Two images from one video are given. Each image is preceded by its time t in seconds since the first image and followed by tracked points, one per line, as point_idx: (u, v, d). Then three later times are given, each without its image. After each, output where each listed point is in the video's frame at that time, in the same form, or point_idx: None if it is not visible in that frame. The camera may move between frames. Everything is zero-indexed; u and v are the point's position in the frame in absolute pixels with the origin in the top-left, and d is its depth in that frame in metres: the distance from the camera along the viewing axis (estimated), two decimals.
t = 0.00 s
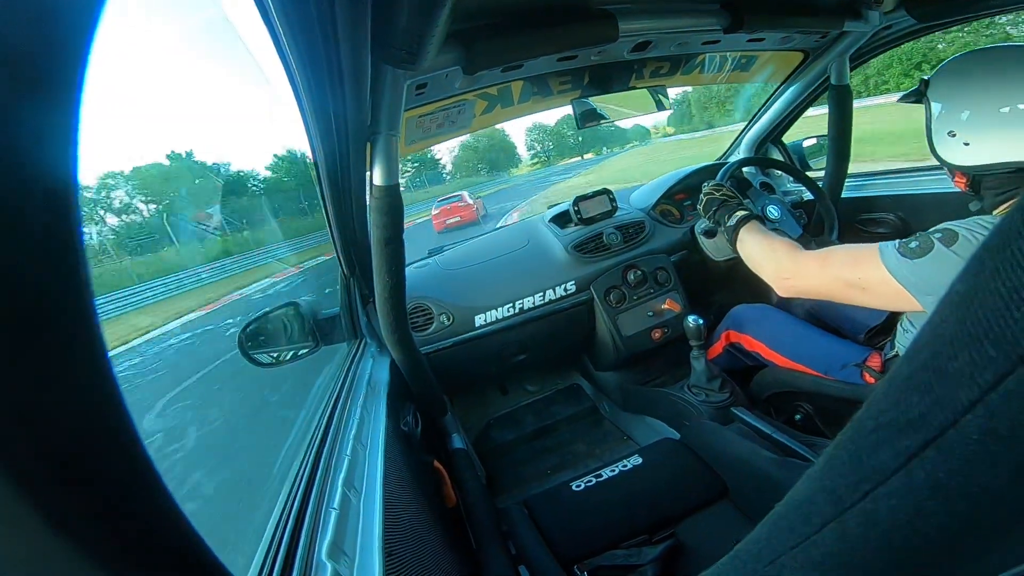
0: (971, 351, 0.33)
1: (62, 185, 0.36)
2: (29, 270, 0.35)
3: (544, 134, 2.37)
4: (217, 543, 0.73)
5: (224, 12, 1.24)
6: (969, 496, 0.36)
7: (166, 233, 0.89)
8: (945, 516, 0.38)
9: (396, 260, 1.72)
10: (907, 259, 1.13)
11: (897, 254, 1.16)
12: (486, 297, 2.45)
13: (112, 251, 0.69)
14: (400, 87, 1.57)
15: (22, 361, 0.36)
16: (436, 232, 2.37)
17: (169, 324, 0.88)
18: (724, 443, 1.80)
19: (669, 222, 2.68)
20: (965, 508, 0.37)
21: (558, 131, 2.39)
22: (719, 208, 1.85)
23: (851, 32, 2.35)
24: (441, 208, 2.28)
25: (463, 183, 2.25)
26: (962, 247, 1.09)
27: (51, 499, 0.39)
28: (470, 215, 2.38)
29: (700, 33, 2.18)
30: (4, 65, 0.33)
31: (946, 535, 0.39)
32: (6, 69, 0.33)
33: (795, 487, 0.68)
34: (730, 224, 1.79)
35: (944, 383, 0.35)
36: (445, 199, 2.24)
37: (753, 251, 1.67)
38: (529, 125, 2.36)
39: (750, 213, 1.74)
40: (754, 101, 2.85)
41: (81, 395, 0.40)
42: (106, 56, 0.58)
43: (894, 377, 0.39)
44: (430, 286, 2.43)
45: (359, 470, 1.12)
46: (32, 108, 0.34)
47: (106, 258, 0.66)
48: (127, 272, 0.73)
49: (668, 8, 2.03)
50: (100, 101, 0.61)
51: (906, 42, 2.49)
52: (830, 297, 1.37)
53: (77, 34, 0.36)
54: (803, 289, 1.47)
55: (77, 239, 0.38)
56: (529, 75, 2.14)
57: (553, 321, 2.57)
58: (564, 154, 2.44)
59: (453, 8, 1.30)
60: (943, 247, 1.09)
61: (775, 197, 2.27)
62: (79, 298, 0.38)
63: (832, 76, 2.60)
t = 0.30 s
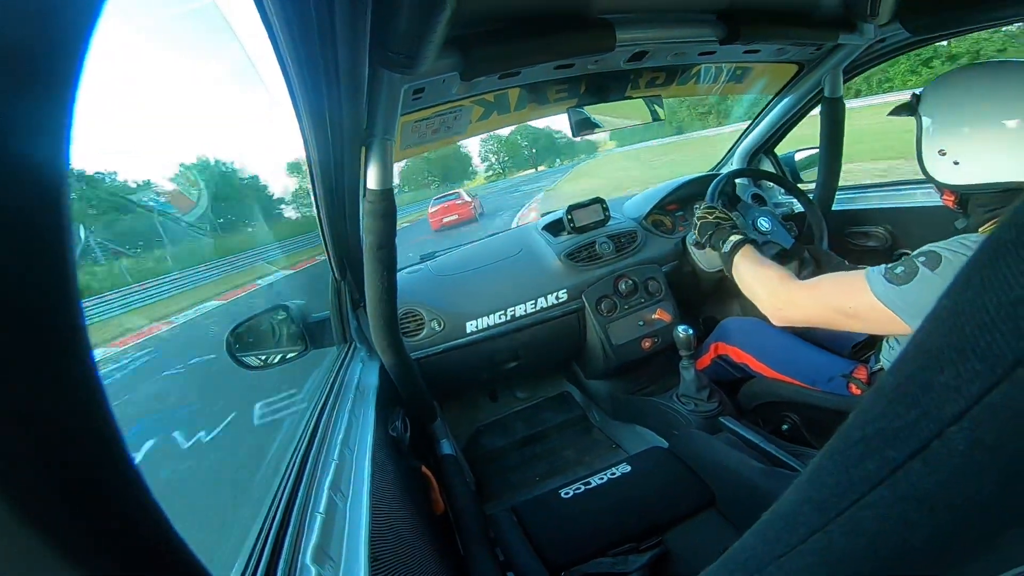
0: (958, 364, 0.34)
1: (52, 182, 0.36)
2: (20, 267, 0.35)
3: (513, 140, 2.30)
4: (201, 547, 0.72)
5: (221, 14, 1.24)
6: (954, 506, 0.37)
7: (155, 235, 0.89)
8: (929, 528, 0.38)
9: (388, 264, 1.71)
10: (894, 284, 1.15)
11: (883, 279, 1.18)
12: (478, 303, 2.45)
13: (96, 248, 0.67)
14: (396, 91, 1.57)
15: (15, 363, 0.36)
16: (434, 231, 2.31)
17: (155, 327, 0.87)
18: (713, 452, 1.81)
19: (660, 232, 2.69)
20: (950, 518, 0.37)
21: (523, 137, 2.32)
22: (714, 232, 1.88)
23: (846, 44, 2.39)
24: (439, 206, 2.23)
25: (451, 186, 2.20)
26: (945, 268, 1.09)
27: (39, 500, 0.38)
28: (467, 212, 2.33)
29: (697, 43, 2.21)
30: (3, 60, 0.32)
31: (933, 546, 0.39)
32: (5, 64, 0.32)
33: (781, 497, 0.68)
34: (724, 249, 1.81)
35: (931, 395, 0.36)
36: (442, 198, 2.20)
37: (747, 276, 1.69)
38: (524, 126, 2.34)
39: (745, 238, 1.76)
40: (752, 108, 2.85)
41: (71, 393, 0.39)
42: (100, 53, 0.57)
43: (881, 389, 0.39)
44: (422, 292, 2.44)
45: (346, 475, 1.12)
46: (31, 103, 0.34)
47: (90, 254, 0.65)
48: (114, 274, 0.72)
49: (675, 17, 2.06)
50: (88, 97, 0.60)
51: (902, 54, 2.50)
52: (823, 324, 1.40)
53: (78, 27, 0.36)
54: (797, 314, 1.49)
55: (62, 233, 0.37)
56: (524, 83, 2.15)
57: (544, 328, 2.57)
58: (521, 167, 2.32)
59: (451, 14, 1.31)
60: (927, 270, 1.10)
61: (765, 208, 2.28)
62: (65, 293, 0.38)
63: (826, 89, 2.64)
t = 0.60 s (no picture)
0: (951, 362, 0.34)
1: (48, 184, 0.36)
2: (19, 269, 0.35)
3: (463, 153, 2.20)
4: (196, 549, 0.72)
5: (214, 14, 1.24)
6: (948, 504, 0.37)
7: (151, 236, 0.88)
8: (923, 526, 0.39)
9: (383, 265, 1.71)
10: (887, 275, 1.15)
11: (877, 270, 1.18)
12: (474, 303, 2.45)
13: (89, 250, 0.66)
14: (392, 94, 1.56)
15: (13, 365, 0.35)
16: (428, 231, 2.29)
17: (150, 330, 0.87)
18: (708, 451, 1.81)
19: (655, 231, 2.69)
20: (945, 516, 0.37)
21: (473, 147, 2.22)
22: (704, 222, 1.90)
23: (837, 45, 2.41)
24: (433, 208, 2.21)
25: (446, 186, 2.17)
26: (939, 261, 1.10)
27: (33, 502, 0.38)
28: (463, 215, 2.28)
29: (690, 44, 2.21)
30: None
31: (928, 544, 0.39)
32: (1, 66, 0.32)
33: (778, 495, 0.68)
34: (715, 237, 1.83)
35: (925, 392, 0.36)
36: (436, 197, 2.17)
37: (740, 266, 1.69)
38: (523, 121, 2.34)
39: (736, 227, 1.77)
40: (746, 107, 2.87)
41: (63, 393, 0.39)
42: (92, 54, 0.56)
43: (874, 388, 0.39)
44: (417, 292, 2.43)
45: (342, 476, 1.11)
46: (26, 106, 0.34)
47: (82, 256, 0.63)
48: (108, 276, 0.72)
49: (670, 18, 2.08)
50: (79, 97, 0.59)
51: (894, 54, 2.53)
52: (813, 312, 1.39)
53: (69, 21, 0.35)
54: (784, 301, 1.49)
55: (55, 233, 0.37)
56: (520, 83, 2.16)
57: (540, 328, 2.57)
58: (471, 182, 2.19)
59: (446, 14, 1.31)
60: (921, 263, 1.10)
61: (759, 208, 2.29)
62: (60, 291, 0.37)
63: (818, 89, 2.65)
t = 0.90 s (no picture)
0: (944, 360, 0.35)
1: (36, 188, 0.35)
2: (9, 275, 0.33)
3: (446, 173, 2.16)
4: (193, 555, 0.71)
5: (204, 17, 1.23)
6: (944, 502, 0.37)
7: (143, 242, 0.87)
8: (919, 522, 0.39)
9: (377, 269, 1.71)
10: (879, 284, 1.17)
11: (869, 281, 1.20)
12: (468, 306, 2.44)
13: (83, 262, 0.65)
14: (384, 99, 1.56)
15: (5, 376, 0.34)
16: (417, 237, 2.29)
17: (144, 337, 0.86)
18: (703, 450, 1.81)
19: (647, 232, 2.71)
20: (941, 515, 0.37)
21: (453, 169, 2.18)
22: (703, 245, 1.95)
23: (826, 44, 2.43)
24: (423, 214, 2.21)
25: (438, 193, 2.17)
26: (929, 261, 1.10)
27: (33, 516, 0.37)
28: (454, 220, 2.28)
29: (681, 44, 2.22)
30: None
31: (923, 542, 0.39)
32: None
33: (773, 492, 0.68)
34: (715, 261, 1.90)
35: (919, 392, 0.36)
36: (425, 205, 2.18)
37: (740, 288, 1.75)
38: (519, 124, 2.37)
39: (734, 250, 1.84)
40: (737, 108, 2.88)
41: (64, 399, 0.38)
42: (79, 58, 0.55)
43: (867, 386, 0.39)
44: (411, 295, 2.43)
45: (337, 480, 1.11)
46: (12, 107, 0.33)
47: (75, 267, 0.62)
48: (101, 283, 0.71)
49: (662, 19, 2.09)
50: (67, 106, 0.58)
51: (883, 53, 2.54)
52: (812, 332, 1.44)
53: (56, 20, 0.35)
54: (785, 325, 1.52)
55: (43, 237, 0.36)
56: (512, 85, 2.16)
57: (535, 330, 2.57)
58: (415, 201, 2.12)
59: (439, 16, 1.31)
60: (909, 269, 1.12)
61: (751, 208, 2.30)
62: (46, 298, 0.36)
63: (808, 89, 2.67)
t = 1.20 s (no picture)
0: (923, 360, 0.35)
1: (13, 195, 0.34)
2: None
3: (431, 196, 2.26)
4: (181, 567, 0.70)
5: (184, 20, 1.22)
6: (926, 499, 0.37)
7: (124, 251, 0.86)
8: (904, 522, 0.39)
9: (363, 277, 1.70)
10: (862, 292, 1.37)
11: (853, 291, 1.39)
12: (455, 312, 2.44)
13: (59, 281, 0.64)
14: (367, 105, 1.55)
15: None
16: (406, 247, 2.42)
17: (129, 350, 0.85)
18: (691, 452, 1.82)
19: (631, 236, 2.71)
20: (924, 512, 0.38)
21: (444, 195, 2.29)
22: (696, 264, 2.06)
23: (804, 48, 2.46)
24: (413, 223, 2.32)
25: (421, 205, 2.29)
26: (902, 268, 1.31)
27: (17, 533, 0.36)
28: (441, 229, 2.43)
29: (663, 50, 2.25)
30: None
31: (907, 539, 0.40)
32: None
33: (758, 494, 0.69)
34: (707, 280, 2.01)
35: (899, 392, 0.36)
36: (413, 215, 2.29)
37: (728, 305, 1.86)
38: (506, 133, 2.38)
39: (724, 270, 1.95)
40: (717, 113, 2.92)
41: (50, 411, 0.37)
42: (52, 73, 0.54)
43: (849, 386, 0.40)
44: (398, 302, 2.42)
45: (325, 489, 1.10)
46: None
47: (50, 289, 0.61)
48: (80, 295, 0.69)
49: (644, 25, 2.11)
50: (40, 123, 0.56)
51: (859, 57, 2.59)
52: (804, 344, 1.58)
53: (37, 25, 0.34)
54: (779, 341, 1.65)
55: (22, 246, 0.35)
56: (496, 91, 2.17)
57: (522, 336, 2.57)
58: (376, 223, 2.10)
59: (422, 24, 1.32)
60: (887, 275, 1.32)
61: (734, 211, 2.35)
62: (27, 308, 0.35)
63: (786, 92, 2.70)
